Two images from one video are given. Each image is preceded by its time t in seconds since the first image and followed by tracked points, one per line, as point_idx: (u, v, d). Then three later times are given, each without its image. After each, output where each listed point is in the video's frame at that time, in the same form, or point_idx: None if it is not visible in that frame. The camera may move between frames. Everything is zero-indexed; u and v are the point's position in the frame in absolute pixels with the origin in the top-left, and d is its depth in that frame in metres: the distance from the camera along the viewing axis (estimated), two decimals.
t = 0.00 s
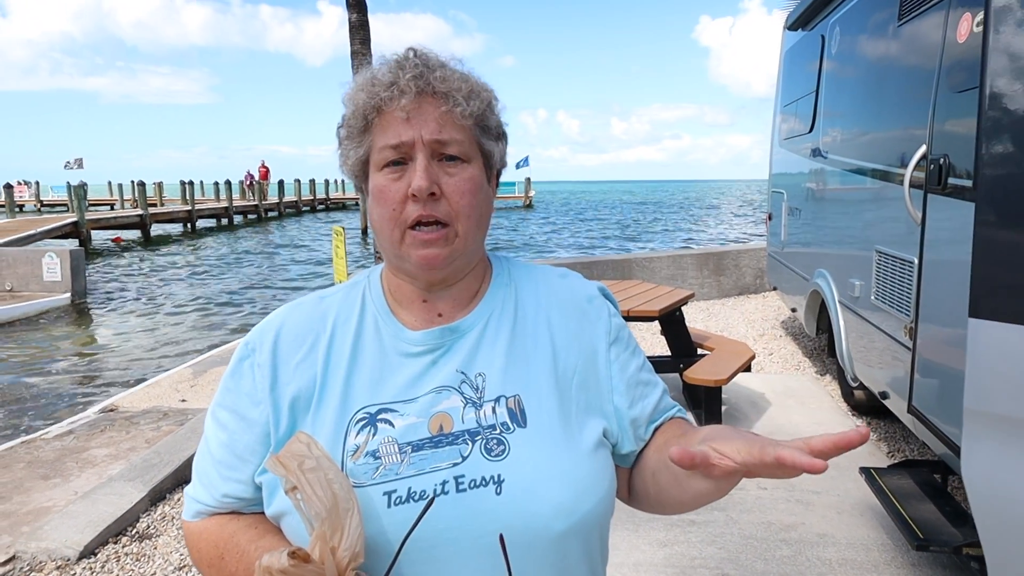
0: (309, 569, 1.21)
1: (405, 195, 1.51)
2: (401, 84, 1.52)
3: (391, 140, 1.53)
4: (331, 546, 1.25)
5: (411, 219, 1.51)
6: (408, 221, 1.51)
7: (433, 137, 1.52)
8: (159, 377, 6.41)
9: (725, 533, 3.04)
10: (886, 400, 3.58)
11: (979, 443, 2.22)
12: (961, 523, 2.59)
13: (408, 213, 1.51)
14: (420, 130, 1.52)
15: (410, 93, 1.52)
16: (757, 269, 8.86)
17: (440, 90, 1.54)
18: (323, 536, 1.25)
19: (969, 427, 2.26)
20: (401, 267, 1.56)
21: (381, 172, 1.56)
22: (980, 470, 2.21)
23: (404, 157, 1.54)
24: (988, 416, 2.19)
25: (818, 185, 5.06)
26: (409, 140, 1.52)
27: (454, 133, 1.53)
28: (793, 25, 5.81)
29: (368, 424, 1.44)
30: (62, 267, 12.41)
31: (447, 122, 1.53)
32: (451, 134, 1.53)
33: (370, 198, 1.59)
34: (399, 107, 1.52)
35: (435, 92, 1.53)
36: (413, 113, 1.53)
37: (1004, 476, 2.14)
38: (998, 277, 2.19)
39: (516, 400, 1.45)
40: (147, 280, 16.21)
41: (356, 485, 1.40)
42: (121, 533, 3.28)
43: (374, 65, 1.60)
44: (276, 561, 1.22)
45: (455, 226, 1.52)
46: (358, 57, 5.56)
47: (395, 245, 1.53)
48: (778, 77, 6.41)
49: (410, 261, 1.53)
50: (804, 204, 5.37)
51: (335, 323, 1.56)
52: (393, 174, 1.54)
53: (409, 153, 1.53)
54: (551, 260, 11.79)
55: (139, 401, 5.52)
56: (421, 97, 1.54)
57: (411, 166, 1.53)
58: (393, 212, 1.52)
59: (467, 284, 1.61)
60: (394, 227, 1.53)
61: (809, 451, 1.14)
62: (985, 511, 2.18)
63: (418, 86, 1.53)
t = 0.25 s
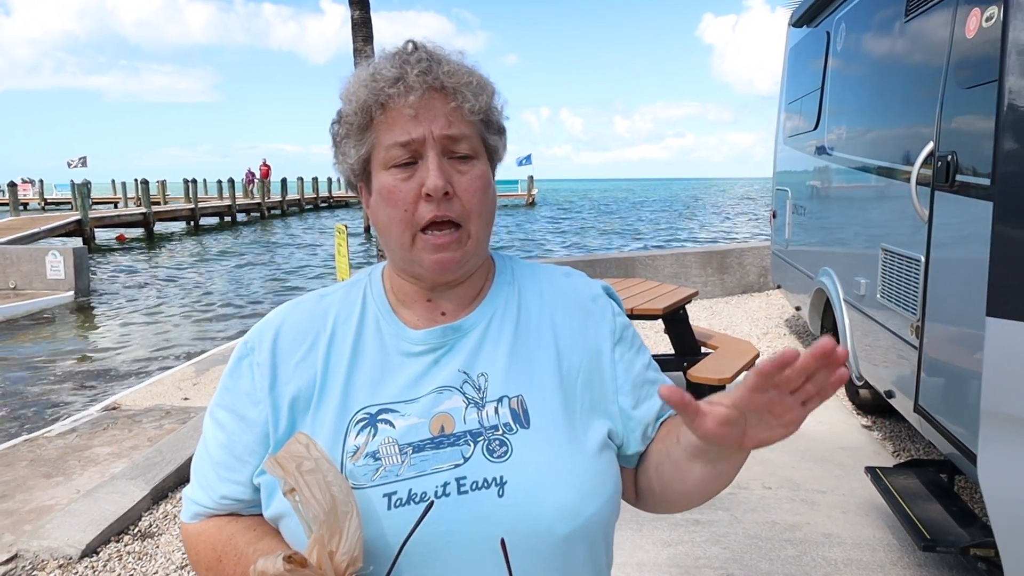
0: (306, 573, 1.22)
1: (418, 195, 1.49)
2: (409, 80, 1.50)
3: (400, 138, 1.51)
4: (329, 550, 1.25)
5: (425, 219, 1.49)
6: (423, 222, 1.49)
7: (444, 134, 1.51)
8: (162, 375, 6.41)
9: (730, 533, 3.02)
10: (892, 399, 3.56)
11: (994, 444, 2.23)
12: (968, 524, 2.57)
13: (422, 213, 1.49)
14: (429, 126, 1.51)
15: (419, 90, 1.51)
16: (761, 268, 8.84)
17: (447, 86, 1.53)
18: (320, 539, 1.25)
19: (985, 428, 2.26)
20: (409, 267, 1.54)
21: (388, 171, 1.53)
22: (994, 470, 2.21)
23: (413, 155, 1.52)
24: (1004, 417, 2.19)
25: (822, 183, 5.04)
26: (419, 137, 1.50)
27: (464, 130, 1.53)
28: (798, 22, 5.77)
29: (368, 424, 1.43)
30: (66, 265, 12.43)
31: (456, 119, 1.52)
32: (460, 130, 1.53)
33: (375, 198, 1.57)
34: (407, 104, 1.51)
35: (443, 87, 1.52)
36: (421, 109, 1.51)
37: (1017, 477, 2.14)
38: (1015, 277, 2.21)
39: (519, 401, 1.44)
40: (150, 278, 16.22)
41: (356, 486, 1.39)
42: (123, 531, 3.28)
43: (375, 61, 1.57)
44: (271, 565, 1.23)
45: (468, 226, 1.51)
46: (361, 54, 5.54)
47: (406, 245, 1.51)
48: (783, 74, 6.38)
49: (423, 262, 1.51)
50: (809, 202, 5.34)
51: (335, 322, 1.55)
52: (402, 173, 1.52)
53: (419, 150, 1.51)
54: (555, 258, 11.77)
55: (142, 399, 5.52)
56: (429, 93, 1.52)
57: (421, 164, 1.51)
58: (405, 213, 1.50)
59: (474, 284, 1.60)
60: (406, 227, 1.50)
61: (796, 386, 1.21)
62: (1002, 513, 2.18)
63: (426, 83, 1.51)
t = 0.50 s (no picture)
0: None
1: (428, 189, 1.47)
2: (422, 74, 1.50)
3: (412, 131, 1.50)
4: (325, 554, 1.24)
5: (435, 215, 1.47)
6: (435, 218, 1.47)
7: (456, 129, 1.51)
8: (165, 373, 6.41)
9: (733, 533, 3.01)
10: (896, 398, 3.55)
11: (1008, 445, 2.23)
12: (974, 524, 2.56)
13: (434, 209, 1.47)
14: (441, 120, 1.51)
15: (432, 84, 1.50)
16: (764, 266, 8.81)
17: (460, 81, 1.53)
18: (318, 543, 1.24)
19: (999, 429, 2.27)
20: (417, 265, 1.52)
21: (398, 166, 1.52)
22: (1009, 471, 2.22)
23: (424, 150, 1.51)
24: (1016, 419, 2.19)
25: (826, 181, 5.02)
26: (431, 131, 1.50)
27: (476, 125, 1.53)
28: (802, 19, 5.75)
29: (368, 425, 1.42)
30: (69, 263, 12.45)
31: (468, 114, 1.53)
32: (472, 125, 1.53)
33: (382, 193, 1.55)
34: (418, 97, 1.50)
35: (456, 82, 1.52)
36: (433, 103, 1.51)
37: None
38: None
39: (521, 401, 1.43)
40: (153, 276, 16.24)
41: (355, 488, 1.38)
42: (125, 530, 3.28)
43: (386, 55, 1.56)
44: (268, 568, 1.24)
45: (478, 223, 1.50)
46: (363, 51, 5.53)
47: (417, 241, 1.49)
48: (787, 72, 6.35)
49: (430, 258, 1.49)
50: (813, 200, 5.31)
51: (335, 321, 1.54)
52: (413, 167, 1.50)
53: (429, 145, 1.51)
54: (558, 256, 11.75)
55: (145, 397, 5.52)
56: (441, 88, 1.52)
57: (433, 159, 1.50)
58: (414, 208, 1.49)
59: (478, 283, 1.59)
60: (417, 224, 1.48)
61: (738, 303, 1.26)
62: (1019, 518, 2.18)
63: (439, 77, 1.51)
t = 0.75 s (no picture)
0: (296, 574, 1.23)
1: (420, 182, 1.47)
2: (412, 67, 1.49)
3: (402, 126, 1.49)
4: (321, 552, 1.25)
5: (427, 208, 1.47)
6: (424, 210, 1.47)
7: (446, 122, 1.50)
8: (160, 371, 6.39)
9: (729, 532, 3.02)
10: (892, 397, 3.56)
11: (1011, 446, 2.23)
12: (969, 523, 2.57)
13: (423, 202, 1.48)
14: (432, 114, 1.50)
15: (421, 77, 1.50)
16: (760, 265, 8.83)
17: (450, 74, 1.52)
18: (313, 542, 1.25)
19: (1002, 429, 2.27)
20: (409, 260, 1.52)
21: (389, 160, 1.52)
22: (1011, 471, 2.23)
23: (415, 144, 1.51)
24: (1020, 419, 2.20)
25: (822, 181, 5.03)
26: (421, 124, 1.49)
27: (467, 119, 1.52)
28: (798, 18, 5.75)
29: (366, 424, 1.41)
30: (63, 260, 12.39)
31: (459, 107, 1.51)
32: (463, 119, 1.52)
33: (375, 189, 1.55)
34: (409, 90, 1.49)
35: (446, 75, 1.52)
36: (424, 96, 1.50)
37: None
38: None
39: (521, 401, 1.43)
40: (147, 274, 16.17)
41: (353, 487, 1.38)
42: (119, 528, 3.27)
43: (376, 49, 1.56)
44: (261, 565, 1.24)
45: (471, 216, 1.50)
46: (359, 49, 5.51)
47: (407, 235, 1.49)
48: (783, 71, 6.34)
49: (424, 252, 1.49)
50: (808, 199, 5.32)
51: (334, 320, 1.53)
52: (404, 162, 1.50)
53: (420, 138, 1.50)
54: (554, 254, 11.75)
55: (139, 395, 5.50)
56: (431, 81, 1.52)
57: (423, 153, 1.50)
58: (407, 203, 1.49)
59: (475, 278, 1.58)
60: (407, 217, 1.49)
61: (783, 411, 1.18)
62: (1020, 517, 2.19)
63: (428, 70, 1.50)
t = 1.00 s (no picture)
0: (307, 572, 1.22)
1: (439, 189, 1.47)
2: (423, 71, 1.48)
3: (418, 132, 1.48)
4: (331, 549, 1.24)
5: (447, 215, 1.47)
6: (444, 216, 1.47)
7: (462, 127, 1.49)
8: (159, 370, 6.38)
9: (730, 532, 3.01)
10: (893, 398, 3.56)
11: None
12: (971, 524, 2.57)
13: (442, 208, 1.47)
14: (447, 118, 1.49)
15: (434, 81, 1.49)
16: (760, 265, 8.83)
17: (461, 76, 1.51)
18: (322, 539, 1.25)
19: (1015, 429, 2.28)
20: (427, 265, 1.52)
21: (405, 166, 1.50)
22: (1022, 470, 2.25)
23: (431, 150, 1.50)
24: None
25: (823, 181, 5.02)
26: (436, 130, 1.48)
27: (480, 122, 1.52)
28: (800, 19, 5.74)
29: (373, 420, 1.41)
30: (63, 258, 12.38)
31: (472, 111, 1.51)
32: (476, 122, 1.52)
33: (389, 195, 1.54)
34: (422, 95, 1.48)
35: (457, 78, 1.51)
36: (437, 100, 1.49)
37: None
38: None
39: (529, 398, 1.43)
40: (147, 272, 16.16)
41: (360, 484, 1.38)
42: (119, 527, 3.26)
43: (383, 52, 1.54)
44: (271, 564, 1.24)
45: (488, 219, 1.50)
46: (360, 47, 5.50)
47: (427, 241, 1.49)
48: (784, 71, 6.33)
49: (445, 257, 1.49)
50: (809, 200, 5.31)
51: (340, 314, 1.53)
52: (420, 168, 1.49)
53: (436, 144, 1.49)
54: (554, 254, 11.76)
55: (139, 394, 5.49)
56: (443, 84, 1.50)
57: (440, 159, 1.49)
58: (425, 210, 1.48)
59: (489, 278, 1.59)
60: (427, 223, 1.48)
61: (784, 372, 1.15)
62: None
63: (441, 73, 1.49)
